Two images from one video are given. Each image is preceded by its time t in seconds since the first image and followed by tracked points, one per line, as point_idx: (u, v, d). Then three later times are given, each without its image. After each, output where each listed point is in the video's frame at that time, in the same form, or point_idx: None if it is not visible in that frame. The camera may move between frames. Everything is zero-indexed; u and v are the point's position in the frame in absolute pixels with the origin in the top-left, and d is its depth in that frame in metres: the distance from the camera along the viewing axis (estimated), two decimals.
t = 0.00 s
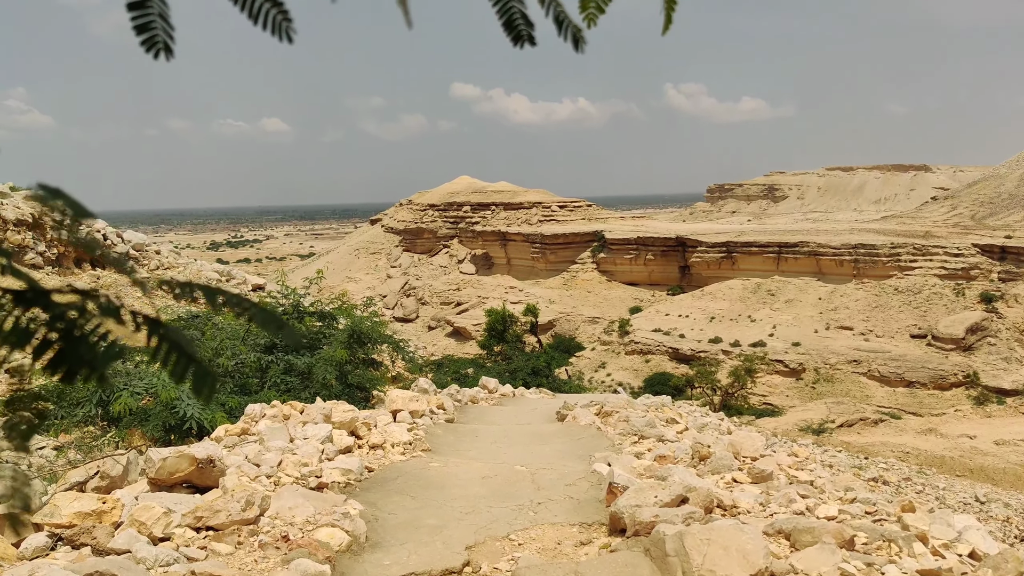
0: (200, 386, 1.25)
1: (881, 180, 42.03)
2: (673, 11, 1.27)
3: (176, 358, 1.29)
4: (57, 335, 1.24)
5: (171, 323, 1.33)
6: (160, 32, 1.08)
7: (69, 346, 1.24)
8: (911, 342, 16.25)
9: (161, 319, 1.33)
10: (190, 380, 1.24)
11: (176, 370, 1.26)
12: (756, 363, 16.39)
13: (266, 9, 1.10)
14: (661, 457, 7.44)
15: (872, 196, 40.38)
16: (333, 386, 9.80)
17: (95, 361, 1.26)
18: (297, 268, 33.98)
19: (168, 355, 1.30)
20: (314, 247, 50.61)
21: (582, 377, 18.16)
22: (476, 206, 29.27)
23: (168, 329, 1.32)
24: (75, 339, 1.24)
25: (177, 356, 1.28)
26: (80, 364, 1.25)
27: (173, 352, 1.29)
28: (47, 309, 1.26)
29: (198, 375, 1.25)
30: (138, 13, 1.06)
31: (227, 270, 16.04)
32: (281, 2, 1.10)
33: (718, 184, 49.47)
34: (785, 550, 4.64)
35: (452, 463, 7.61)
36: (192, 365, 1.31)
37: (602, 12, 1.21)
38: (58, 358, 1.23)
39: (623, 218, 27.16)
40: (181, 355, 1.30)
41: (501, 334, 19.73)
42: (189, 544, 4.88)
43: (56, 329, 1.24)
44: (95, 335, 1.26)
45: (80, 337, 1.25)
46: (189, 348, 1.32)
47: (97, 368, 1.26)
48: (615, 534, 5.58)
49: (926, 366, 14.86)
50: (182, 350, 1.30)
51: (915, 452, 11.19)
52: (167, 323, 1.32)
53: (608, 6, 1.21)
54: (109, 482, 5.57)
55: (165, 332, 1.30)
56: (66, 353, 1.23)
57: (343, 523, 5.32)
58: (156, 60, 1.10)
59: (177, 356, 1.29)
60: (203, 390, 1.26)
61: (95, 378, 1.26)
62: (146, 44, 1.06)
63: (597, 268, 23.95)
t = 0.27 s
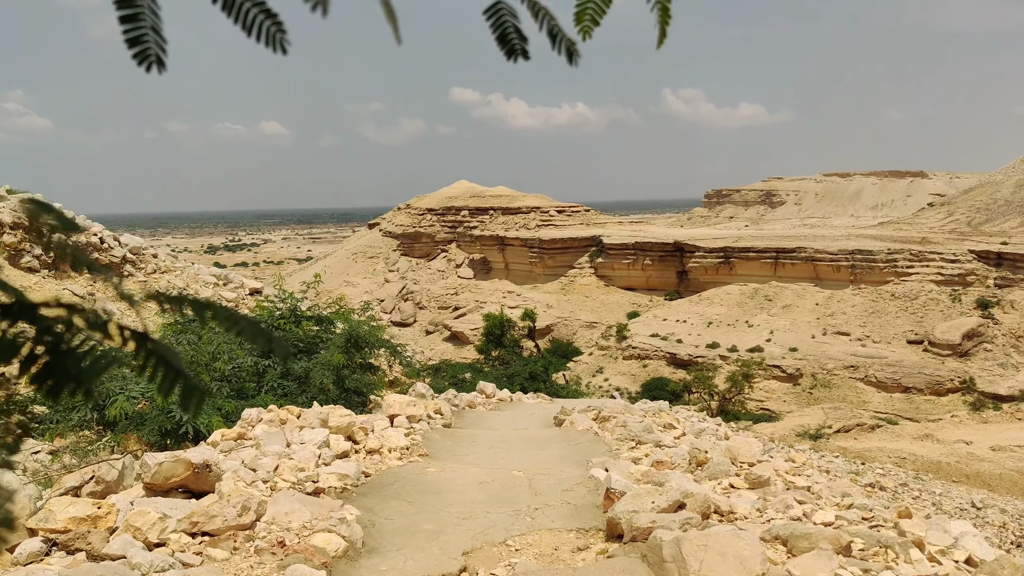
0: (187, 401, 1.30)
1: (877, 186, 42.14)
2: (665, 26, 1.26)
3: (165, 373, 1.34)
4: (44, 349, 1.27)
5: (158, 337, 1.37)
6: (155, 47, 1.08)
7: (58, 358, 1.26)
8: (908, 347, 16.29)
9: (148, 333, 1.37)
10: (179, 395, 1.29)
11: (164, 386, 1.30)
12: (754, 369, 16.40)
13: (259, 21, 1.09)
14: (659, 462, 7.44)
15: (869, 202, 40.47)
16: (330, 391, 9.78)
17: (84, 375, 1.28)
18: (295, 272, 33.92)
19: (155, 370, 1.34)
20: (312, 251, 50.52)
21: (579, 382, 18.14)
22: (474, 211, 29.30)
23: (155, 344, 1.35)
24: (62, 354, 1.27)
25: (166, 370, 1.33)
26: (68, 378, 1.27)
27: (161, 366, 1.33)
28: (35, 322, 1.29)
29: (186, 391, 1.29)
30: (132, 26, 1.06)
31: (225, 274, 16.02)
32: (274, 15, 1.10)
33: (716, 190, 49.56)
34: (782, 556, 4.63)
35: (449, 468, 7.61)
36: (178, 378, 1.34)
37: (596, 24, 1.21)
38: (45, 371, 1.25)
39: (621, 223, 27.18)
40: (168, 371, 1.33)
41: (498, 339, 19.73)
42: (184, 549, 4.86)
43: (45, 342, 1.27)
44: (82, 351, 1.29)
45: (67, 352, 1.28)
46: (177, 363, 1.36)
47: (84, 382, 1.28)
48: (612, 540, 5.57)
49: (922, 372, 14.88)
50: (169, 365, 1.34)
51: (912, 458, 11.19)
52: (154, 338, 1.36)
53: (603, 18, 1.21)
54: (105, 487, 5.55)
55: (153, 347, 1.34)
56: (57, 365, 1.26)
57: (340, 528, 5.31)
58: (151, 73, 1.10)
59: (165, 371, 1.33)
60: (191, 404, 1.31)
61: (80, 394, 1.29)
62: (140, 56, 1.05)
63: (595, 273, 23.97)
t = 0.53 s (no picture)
0: (179, 410, 1.30)
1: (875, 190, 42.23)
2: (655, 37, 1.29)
3: (157, 381, 1.34)
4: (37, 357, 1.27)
5: (149, 345, 1.37)
6: (150, 56, 1.09)
7: (51, 366, 1.26)
8: (906, 352, 16.31)
9: (140, 341, 1.37)
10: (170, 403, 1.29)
11: (157, 393, 1.30)
12: (751, 373, 16.41)
13: (253, 31, 1.10)
14: (656, 466, 7.44)
15: (867, 207, 40.54)
16: (327, 394, 9.77)
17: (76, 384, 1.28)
18: (293, 275, 33.89)
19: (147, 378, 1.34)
20: (310, 255, 50.47)
21: (577, 386, 18.14)
22: (472, 214, 29.33)
23: (147, 352, 1.35)
24: (54, 361, 1.27)
25: (158, 378, 1.32)
26: (59, 387, 1.26)
27: (153, 374, 1.33)
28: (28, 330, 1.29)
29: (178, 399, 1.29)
30: (126, 35, 1.07)
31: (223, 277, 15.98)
32: (267, 24, 1.11)
33: (714, 194, 49.62)
34: (779, 560, 4.63)
35: (447, 471, 7.60)
36: (171, 387, 1.33)
37: (587, 33, 1.23)
38: (37, 381, 1.24)
39: (619, 227, 27.21)
40: (160, 378, 1.33)
41: (496, 342, 19.73)
42: (181, 553, 4.85)
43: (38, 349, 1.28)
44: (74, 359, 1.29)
45: (60, 359, 1.28)
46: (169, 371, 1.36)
47: (76, 391, 1.28)
48: (609, 544, 5.57)
49: (920, 377, 14.90)
50: (161, 372, 1.34)
51: (909, 463, 11.21)
52: (145, 346, 1.36)
53: (594, 27, 1.22)
54: (102, 490, 5.54)
55: (144, 355, 1.34)
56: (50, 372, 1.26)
57: (337, 532, 5.30)
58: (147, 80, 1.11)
59: (156, 379, 1.33)
60: (183, 413, 1.31)
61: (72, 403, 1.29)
62: (136, 64, 1.07)
63: (593, 277, 23.99)
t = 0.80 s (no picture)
0: (177, 412, 1.31)
1: (876, 194, 42.23)
2: (651, 44, 1.30)
3: (155, 383, 1.34)
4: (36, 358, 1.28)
5: (148, 347, 1.37)
6: (149, 61, 1.11)
7: (50, 368, 1.27)
8: (907, 355, 16.31)
9: (138, 344, 1.37)
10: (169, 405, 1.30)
11: (155, 395, 1.31)
12: (752, 376, 16.40)
13: (253, 36, 1.11)
14: (656, 469, 7.45)
15: (868, 210, 40.54)
16: (327, 395, 9.77)
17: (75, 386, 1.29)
18: (293, 276, 33.89)
19: (145, 380, 1.34)
20: (311, 256, 50.41)
21: (578, 388, 18.13)
22: (473, 216, 29.34)
23: (145, 354, 1.36)
24: (54, 364, 1.28)
25: (156, 380, 1.33)
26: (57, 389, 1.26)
27: (151, 376, 1.33)
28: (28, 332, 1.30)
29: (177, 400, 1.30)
30: (126, 38, 1.08)
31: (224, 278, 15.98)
32: (266, 29, 1.12)
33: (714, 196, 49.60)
34: (779, 564, 4.63)
35: (447, 473, 7.61)
36: (169, 389, 1.34)
37: (583, 39, 1.24)
38: (35, 382, 1.24)
39: (620, 229, 27.21)
40: (159, 380, 1.34)
41: (497, 344, 19.73)
42: (180, 554, 4.86)
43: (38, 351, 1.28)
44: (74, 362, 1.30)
45: (59, 361, 1.29)
46: (167, 374, 1.36)
47: (74, 394, 1.28)
48: (609, 547, 5.57)
49: (920, 380, 14.90)
50: (160, 374, 1.34)
51: (909, 466, 11.20)
52: (143, 349, 1.36)
53: (591, 32, 1.23)
54: (102, 490, 5.55)
55: (142, 357, 1.35)
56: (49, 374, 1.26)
57: (336, 534, 5.30)
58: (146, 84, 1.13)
59: (154, 382, 1.33)
60: (180, 414, 1.32)
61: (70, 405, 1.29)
62: (137, 67, 1.08)
63: (593, 279, 23.99)
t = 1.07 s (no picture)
0: (179, 415, 1.32)
1: (876, 196, 42.26)
2: (651, 47, 1.31)
3: (156, 387, 1.36)
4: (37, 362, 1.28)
5: (148, 351, 1.39)
6: (152, 65, 1.11)
7: (51, 373, 1.28)
8: (906, 358, 16.31)
9: (138, 347, 1.38)
10: (171, 409, 1.31)
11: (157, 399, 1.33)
12: (751, 378, 16.40)
13: (254, 40, 1.12)
14: (655, 471, 7.44)
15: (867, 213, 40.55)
16: (327, 398, 9.77)
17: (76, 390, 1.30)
18: (293, 278, 33.90)
19: (145, 383, 1.35)
20: (311, 259, 50.45)
21: (577, 390, 18.12)
22: (473, 219, 29.36)
23: (145, 358, 1.37)
24: (55, 367, 1.29)
25: (156, 384, 1.35)
26: (58, 394, 1.27)
27: (152, 380, 1.35)
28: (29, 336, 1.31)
29: (178, 405, 1.32)
30: (129, 44, 1.08)
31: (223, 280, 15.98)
32: (268, 33, 1.13)
33: (714, 199, 49.61)
34: (778, 567, 4.63)
35: (446, 476, 7.60)
36: (170, 392, 1.35)
37: (585, 42, 1.25)
38: (36, 390, 1.25)
39: (619, 232, 27.22)
40: (160, 385, 1.35)
41: (496, 346, 19.73)
42: (179, 557, 4.85)
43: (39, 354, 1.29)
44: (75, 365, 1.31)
45: (60, 365, 1.30)
46: (168, 377, 1.37)
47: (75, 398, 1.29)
48: (608, 550, 5.56)
49: (920, 383, 14.90)
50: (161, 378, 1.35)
51: (909, 469, 11.20)
52: (143, 353, 1.37)
53: (591, 35, 1.24)
54: (100, 493, 5.55)
55: (142, 361, 1.36)
56: (49, 378, 1.27)
57: (335, 537, 5.30)
58: (149, 86, 1.13)
59: (155, 386, 1.35)
60: (180, 418, 1.34)
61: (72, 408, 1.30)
62: (139, 72, 1.09)
63: (593, 281, 23.98)
